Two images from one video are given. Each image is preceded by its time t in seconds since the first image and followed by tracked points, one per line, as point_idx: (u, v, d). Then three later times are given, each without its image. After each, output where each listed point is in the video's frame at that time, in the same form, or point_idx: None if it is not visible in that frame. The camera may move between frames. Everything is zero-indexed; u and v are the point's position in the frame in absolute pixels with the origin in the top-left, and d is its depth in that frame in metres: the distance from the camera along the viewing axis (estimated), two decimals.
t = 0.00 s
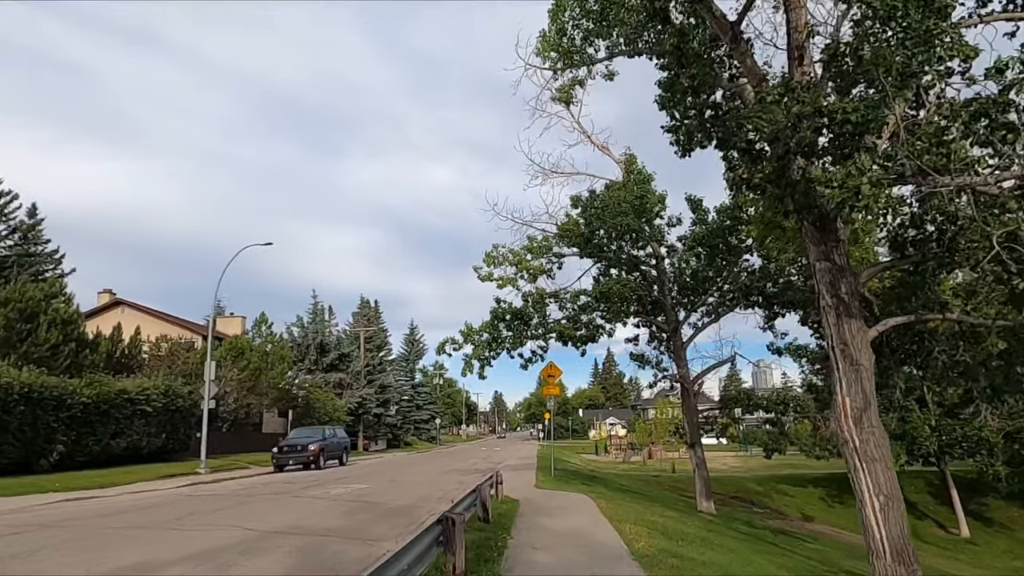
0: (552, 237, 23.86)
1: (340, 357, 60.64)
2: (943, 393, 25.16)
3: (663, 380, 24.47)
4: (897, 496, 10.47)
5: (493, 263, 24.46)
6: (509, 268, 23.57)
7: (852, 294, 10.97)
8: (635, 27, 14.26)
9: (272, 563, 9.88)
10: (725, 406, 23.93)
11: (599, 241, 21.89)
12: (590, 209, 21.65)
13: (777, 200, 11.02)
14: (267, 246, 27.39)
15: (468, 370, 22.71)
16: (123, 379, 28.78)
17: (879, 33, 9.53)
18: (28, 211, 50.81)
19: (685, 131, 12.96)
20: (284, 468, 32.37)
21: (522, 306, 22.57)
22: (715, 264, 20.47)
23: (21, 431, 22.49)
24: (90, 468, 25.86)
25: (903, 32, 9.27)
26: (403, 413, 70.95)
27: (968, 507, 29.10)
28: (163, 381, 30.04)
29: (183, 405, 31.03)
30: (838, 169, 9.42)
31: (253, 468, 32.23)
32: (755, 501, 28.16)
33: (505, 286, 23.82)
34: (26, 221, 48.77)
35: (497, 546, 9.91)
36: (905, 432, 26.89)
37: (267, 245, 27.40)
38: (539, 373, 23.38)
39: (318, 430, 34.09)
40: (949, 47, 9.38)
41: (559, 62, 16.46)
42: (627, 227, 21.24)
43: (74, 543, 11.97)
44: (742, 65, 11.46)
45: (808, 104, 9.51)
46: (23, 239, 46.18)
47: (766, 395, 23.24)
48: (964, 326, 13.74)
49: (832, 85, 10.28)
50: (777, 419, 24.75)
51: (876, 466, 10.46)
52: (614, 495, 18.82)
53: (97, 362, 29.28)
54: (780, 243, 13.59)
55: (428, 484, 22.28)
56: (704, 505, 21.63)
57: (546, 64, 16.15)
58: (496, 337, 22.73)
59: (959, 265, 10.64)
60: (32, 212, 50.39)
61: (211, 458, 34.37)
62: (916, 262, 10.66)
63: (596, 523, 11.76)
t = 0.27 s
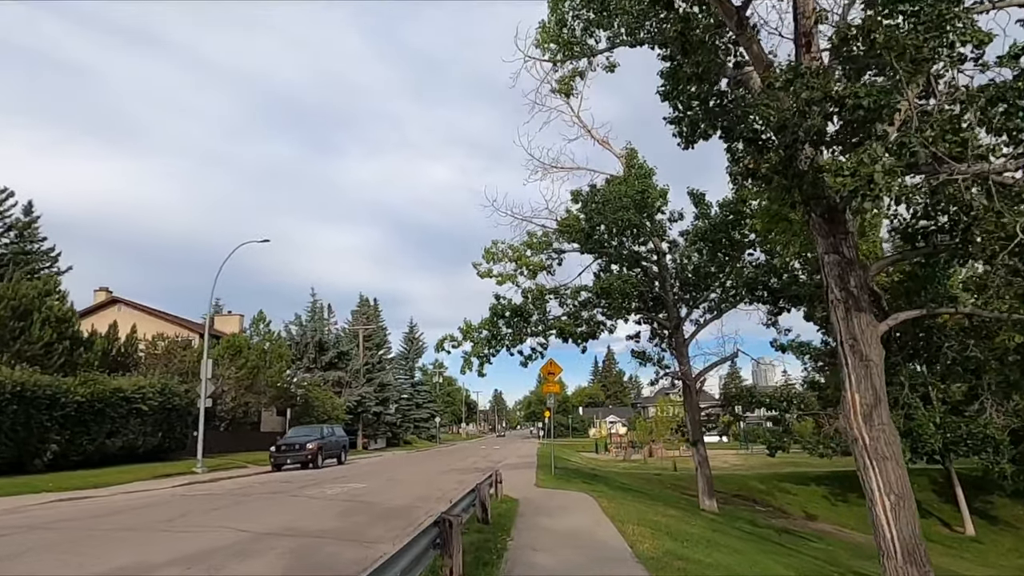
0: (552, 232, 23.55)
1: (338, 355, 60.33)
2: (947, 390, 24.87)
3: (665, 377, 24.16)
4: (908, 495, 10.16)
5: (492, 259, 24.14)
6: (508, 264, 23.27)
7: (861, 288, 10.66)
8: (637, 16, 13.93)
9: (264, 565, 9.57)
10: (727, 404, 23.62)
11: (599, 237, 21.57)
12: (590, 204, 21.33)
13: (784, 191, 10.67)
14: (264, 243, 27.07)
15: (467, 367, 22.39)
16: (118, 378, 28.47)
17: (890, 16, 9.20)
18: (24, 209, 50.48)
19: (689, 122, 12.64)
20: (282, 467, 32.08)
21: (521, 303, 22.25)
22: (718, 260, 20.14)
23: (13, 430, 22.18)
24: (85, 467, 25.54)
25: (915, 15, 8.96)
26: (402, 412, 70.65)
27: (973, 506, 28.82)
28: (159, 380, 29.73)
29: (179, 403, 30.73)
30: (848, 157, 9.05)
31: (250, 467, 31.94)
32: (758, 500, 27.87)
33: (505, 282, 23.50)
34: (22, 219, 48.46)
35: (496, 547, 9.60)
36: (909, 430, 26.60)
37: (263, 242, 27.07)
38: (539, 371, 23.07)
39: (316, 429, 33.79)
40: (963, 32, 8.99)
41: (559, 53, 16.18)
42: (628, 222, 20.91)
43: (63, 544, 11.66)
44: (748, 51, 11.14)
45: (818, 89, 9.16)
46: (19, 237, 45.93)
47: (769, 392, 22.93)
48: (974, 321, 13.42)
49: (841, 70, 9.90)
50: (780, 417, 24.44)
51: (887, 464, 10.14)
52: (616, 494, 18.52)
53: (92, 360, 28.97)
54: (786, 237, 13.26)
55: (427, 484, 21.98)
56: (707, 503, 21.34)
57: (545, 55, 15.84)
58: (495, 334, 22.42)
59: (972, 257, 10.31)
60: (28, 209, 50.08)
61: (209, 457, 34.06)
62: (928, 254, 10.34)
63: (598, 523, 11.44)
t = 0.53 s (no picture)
0: (551, 228, 23.26)
1: (336, 354, 60.01)
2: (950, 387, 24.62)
3: (665, 375, 23.88)
4: (917, 494, 9.86)
5: (491, 255, 23.84)
6: (506, 261, 22.98)
7: (868, 282, 10.36)
8: (638, 5, 13.63)
9: (253, 567, 9.27)
10: (728, 402, 23.34)
11: (599, 232, 21.28)
12: (590, 199, 21.03)
13: (788, 181, 10.37)
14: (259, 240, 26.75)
15: (465, 365, 22.09)
16: (112, 376, 28.15)
17: None
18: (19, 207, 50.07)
19: (691, 113, 12.37)
20: (279, 466, 31.79)
21: (520, 300, 21.96)
22: (719, 255, 19.84)
23: (4, 429, 21.85)
24: (78, 467, 25.22)
25: None
26: (401, 410, 70.37)
27: (975, 504, 28.58)
28: (153, 378, 29.41)
29: (175, 402, 30.42)
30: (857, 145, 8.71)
31: (246, 467, 31.63)
32: (759, 498, 27.60)
33: (503, 278, 23.21)
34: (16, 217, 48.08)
35: (493, 549, 9.30)
36: (911, 428, 26.33)
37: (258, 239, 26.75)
38: (538, 368, 22.78)
39: (313, 427, 33.49)
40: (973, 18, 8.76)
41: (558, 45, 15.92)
42: (628, 217, 20.61)
43: (49, 545, 11.36)
44: (752, 38, 10.89)
45: (825, 75, 8.86)
46: (13, 235, 45.53)
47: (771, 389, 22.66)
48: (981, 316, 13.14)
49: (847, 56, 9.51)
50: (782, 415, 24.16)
51: (895, 463, 9.85)
52: (617, 494, 18.24)
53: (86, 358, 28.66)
54: (790, 231, 12.96)
55: (424, 483, 21.70)
56: (708, 502, 21.05)
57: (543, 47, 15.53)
58: (493, 331, 22.12)
59: (982, 249, 10.02)
60: (23, 207, 49.68)
61: (205, 456, 33.76)
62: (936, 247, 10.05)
63: (598, 524, 11.15)
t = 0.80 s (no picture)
0: (549, 222, 22.94)
1: (333, 351, 59.70)
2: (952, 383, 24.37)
3: (664, 371, 23.59)
4: (925, 492, 9.58)
5: (488, 250, 23.53)
6: (504, 256, 22.67)
7: (875, 273, 10.06)
8: None
9: (241, 568, 8.97)
10: (728, 398, 23.06)
11: (597, 227, 21.00)
12: (588, 192, 20.73)
13: (793, 170, 10.04)
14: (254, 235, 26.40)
15: (461, 361, 21.79)
16: (106, 373, 27.83)
17: None
18: (12, 203, 49.65)
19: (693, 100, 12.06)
20: (274, 463, 31.48)
21: (517, 295, 21.65)
22: (719, 249, 19.54)
23: None
24: (70, 464, 24.91)
25: None
26: (398, 407, 70.05)
27: (977, 501, 28.36)
28: (147, 375, 29.13)
29: (169, 399, 30.10)
30: (866, 130, 8.35)
31: (241, 464, 31.33)
32: (759, 496, 27.36)
33: (500, 273, 22.91)
34: (9, 213, 47.65)
35: (489, 549, 9.02)
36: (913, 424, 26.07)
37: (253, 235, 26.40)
38: (536, 364, 22.48)
39: (309, 424, 33.19)
40: None
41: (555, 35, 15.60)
42: (627, 211, 20.30)
43: (32, 545, 11.03)
44: (756, 22, 10.57)
45: (833, 57, 8.52)
46: (6, 231, 45.13)
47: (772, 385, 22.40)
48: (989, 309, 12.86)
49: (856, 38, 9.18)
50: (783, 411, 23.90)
51: (902, 459, 9.57)
52: (616, 492, 17.96)
53: (78, 355, 28.30)
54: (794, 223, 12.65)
55: (420, 481, 21.39)
56: (708, 500, 20.82)
57: (541, 37, 15.20)
58: (490, 326, 21.82)
59: (992, 239, 9.73)
60: (16, 203, 49.27)
61: (200, 454, 33.45)
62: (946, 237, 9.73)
63: (597, 523, 10.87)
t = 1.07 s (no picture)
0: (546, 217, 22.62)
1: (329, 348, 59.35)
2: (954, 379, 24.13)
3: (663, 367, 23.31)
4: (935, 491, 9.30)
5: (485, 246, 23.20)
6: (501, 251, 22.34)
7: (882, 266, 9.76)
8: None
9: (227, 573, 8.64)
10: (728, 394, 22.79)
11: (595, 222, 20.69)
12: (586, 187, 20.40)
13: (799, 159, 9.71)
14: (248, 230, 26.04)
15: (458, 358, 21.49)
16: (97, 371, 27.48)
17: None
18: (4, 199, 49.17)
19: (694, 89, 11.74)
20: (269, 462, 31.14)
21: (515, 291, 21.33)
22: (719, 244, 19.24)
23: None
24: (61, 464, 24.58)
25: None
26: (395, 405, 69.74)
27: (977, 498, 28.16)
28: (140, 373, 28.77)
29: (162, 397, 29.74)
30: (876, 116, 8.00)
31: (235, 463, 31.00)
32: (758, 493, 27.13)
33: (497, 269, 22.60)
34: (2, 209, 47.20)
35: (485, 552, 8.71)
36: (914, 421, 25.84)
37: (247, 230, 26.04)
38: (534, 361, 22.17)
39: (304, 422, 32.85)
40: None
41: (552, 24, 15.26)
42: (626, 206, 19.99)
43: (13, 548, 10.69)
44: (760, 7, 10.25)
45: (841, 41, 8.19)
46: None
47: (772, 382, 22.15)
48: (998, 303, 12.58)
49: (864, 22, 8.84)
50: (783, 408, 23.64)
51: (911, 458, 9.29)
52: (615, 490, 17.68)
53: (70, 353, 27.92)
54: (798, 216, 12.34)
55: (416, 479, 21.09)
56: (708, 498, 20.57)
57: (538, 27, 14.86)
58: (487, 323, 21.51)
59: (1004, 230, 9.43)
60: (9, 199, 48.80)
61: (193, 452, 33.10)
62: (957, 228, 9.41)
63: (596, 524, 10.57)
